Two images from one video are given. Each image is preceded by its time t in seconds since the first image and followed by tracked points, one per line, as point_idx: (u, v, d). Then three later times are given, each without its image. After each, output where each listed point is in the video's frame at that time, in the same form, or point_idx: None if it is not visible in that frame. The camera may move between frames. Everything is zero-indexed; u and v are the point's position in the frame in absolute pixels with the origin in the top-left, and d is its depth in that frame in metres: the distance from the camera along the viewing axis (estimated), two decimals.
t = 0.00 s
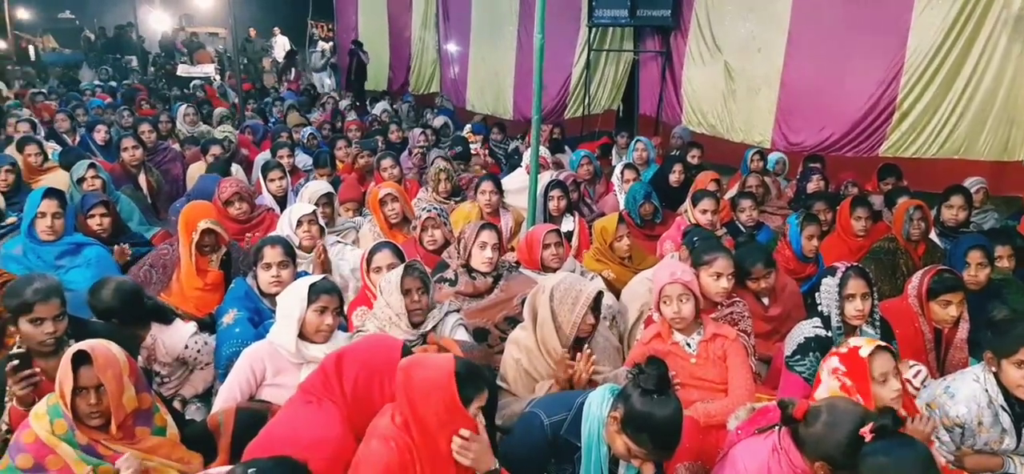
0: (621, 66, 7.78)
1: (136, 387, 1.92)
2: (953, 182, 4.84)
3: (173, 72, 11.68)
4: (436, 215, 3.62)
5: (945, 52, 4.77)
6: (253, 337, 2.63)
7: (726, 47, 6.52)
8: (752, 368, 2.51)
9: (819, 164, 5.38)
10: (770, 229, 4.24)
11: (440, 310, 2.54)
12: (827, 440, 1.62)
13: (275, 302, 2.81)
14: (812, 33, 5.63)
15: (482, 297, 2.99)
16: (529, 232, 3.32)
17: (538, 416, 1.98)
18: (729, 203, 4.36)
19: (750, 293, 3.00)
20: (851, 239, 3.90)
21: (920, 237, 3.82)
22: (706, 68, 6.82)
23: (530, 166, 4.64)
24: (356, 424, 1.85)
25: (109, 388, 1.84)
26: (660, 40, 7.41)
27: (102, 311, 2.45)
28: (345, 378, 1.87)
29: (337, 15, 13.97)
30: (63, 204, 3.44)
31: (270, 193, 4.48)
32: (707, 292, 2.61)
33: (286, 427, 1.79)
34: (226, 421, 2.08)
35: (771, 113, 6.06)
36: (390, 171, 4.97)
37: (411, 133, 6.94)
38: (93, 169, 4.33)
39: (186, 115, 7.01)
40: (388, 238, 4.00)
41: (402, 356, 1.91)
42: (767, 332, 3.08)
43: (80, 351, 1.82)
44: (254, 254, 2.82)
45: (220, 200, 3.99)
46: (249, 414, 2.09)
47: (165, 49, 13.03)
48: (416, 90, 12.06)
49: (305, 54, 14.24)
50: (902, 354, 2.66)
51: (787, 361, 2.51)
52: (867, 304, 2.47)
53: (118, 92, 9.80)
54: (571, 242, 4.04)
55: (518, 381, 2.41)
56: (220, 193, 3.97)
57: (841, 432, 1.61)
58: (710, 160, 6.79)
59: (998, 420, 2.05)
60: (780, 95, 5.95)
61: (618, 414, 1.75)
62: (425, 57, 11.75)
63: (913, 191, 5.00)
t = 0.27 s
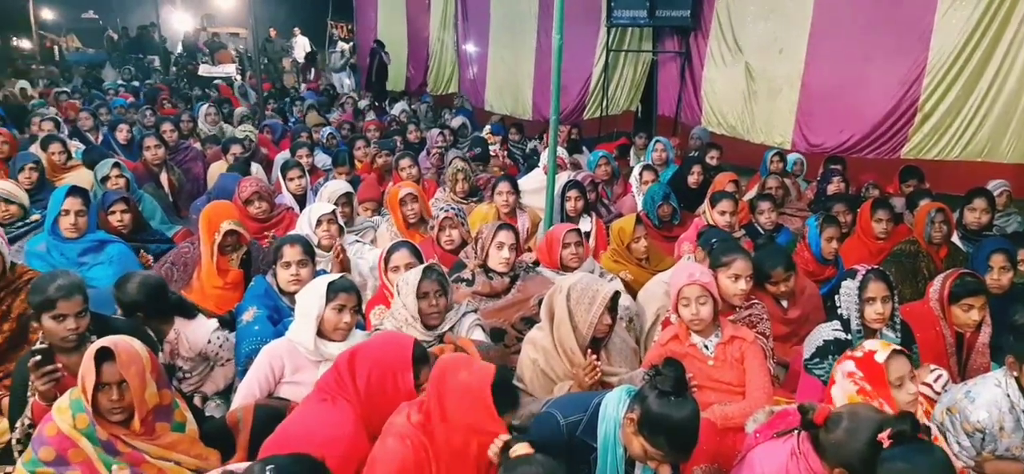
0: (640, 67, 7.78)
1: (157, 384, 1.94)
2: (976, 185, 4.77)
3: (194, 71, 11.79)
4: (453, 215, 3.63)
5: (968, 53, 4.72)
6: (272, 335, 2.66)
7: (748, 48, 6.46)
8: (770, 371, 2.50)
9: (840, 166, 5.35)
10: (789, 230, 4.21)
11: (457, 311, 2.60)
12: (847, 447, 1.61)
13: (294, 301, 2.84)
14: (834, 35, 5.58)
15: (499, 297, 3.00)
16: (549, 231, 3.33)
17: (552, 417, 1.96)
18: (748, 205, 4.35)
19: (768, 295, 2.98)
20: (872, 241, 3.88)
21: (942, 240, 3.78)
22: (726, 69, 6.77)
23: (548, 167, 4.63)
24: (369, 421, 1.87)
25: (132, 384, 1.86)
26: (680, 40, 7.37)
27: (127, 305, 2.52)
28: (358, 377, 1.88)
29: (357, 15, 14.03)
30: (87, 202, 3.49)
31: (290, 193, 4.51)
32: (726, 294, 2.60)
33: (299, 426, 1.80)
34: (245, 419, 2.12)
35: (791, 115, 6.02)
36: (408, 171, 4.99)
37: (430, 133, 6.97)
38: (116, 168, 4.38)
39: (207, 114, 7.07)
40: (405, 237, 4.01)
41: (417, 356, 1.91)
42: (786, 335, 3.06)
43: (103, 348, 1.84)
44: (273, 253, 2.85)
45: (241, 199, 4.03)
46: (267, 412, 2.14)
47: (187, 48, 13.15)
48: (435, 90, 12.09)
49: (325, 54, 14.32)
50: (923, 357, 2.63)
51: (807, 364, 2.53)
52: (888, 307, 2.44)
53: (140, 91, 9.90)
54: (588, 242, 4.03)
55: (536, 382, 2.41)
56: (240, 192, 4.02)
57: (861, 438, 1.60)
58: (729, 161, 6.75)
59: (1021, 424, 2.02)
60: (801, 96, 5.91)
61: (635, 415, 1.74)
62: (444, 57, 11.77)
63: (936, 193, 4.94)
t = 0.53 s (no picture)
0: (653, 67, 7.75)
1: (172, 381, 1.95)
2: (994, 186, 4.72)
3: (209, 71, 11.87)
4: (466, 215, 3.64)
5: (985, 53, 4.67)
6: (285, 333, 2.68)
7: (763, 49, 6.42)
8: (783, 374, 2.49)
9: (854, 167, 5.32)
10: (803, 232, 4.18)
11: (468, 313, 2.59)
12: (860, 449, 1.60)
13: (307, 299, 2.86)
14: (850, 35, 5.55)
15: (511, 297, 3.01)
16: (571, 228, 3.33)
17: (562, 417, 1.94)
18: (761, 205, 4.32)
19: (781, 297, 2.97)
20: (886, 243, 3.85)
21: (958, 242, 3.76)
22: (741, 69, 6.74)
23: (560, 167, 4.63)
24: (365, 417, 1.91)
25: (147, 382, 1.89)
26: (693, 40, 7.34)
27: (145, 299, 2.54)
28: (352, 373, 1.91)
29: (371, 15, 14.08)
30: (103, 201, 3.52)
31: (304, 192, 4.53)
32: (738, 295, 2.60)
33: (299, 423, 1.81)
34: (258, 416, 2.12)
35: (806, 116, 5.99)
36: (421, 171, 5.00)
37: (443, 133, 6.99)
38: (131, 167, 4.42)
39: (222, 114, 7.12)
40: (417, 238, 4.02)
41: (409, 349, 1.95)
42: (798, 337, 3.04)
43: (120, 345, 1.87)
44: (287, 253, 2.86)
45: (255, 198, 4.06)
46: (280, 410, 2.14)
47: (202, 48, 13.25)
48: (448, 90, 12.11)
49: (339, 54, 14.37)
50: (938, 360, 2.62)
51: (820, 366, 2.47)
52: (902, 310, 2.44)
53: (156, 91, 9.98)
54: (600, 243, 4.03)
55: (547, 382, 2.41)
56: (255, 191, 4.03)
57: (874, 441, 1.59)
58: (742, 162, 6.72)
59: None
60: (816, 97, 5.88)
61: (647, 416, 1.74)
62: (458, 57, 11.79)
63: (953, 195, 4.89)
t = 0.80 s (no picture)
0: (669, 67, 7.73)
1: (189, 378, 1.98)
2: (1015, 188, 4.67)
3: (228, 71, 11.97)
4: (481, 215, 3.65)
5: (1008, 54, 4.63)
6: (301, 332, 2.70)
7: (783, 49, 6.36)
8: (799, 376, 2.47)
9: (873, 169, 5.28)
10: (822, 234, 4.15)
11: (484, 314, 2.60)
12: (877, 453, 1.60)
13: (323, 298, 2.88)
14: (870, 36, 5.50)
15: (526, 298, 3.01)
16: (592, 228, 3.33)
17: (578, 417, 1.93)
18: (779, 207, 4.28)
19: (797, 299, 2.95)
20: (905, 246, 3.83)
21: (977, 245, 3.72)
22: (760, 70, 6.69)
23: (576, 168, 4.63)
24: (361, 409, 1.90)
25: (165, 377, 1.91)
26: (711, 41, 7.31)
27: (167, 293, 2.52)
28: (342, 367, 1.90)
29: (388, 16, 14.14)
30: (123, 199, 3.56)
31: (321, 192, 4.56)
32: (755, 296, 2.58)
33: (296, 423, 1.83)
34: (275, 413, 2.16)
35: (825, 117, 5.95)
36: (437, 171, 5.02)
37: (459, 133, 7.01)
38: (151, 166, 4.46)
39: (240, 113, 7.18)
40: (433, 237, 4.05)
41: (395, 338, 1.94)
42: (815, 340, 3.02)
43: (138, 341, 1.90)
44: (303, 252, 2.88)
45: (273, 198, 4.10)
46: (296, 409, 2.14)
47: (221, 48, 13.35)
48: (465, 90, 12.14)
49: (356, 55, 14.44)
50: (957, 364, 2.60)
51: (837, 369, 2.47)
52: (920, 313, 2.42)
53: (176, 90, 10.08)
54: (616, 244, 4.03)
55: (560, 383, 2.40)
56: (273, 190, 4.10)
57: (892, 445, 1.58)
58: (760, 164, 6.69)
59: None
60: (836, 98, 5.83)
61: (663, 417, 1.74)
62: (474, 58, 11.81)
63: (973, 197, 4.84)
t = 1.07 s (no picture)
0: (681, 68, 7.75)
1: (200, 377, 1.99)
2: None
3: (241, 72, 12.05)
4: (492, 215, 3.65)
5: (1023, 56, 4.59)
6: (312, 331, 2.71)
7: (798, 50, 6.32)
8: (810, 378, 2.46)
9: (886, 171, 5.25)
10: (834, 236, 4.13)
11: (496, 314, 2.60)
12: (890, 459, 1.59)
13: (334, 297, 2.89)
14: (885, 37, 5.47)
15: (536, 298, 3.01)
16: (604, 229, 3.33)
17: (589, 417, 1.93)
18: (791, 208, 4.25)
19: (809, 301, 2.94)
20: (918, 248, 3.80)
21: (991, 248, 3.67)
22: (774, 71, 6.65)
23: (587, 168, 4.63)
24: (360, 403, 1.91)
25: (175, 376, 1.92)
26: (723, 42, 7.28)
27: (186, 284, 2.58)
28: (337, 363, 1.90)
29: (400, 17, 14.19)
30: (136, 198, 3.59)
31: (332, 192, 4.58)
32: (766, 297, 2.57)
33: (297, 422, 1.84)
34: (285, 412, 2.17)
35: (839, 118, 5.92)
36: (449, 171, 5.03)
37: (469, 134, 7.03)
38: (165, 166, 4.49)
39: (253, 114, 7.23)
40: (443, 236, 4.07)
41: (388, 330, 1.94)
42: (826, 342, 3.01)
43: (148, 340, 1.90)
44: (315, 251, 2.90)
45: (285, 197, 4.12)
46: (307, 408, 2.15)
47: (234, 49, 13.43)
48: (476, 91, 12.16)
49: (367, 55, 14.50)
50: (968, 366, 2.58)
51: (848, 372, 2.44)
52: (933, 316, 2.40)
53: (189, 90, 10.15)
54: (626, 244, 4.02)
55: (570, 383, 2.40)
56: (286, 190, 4.13)
57: (905, 451, 1.58)
58: (772, 165, 6.66)
59: None
60: (850, 99, 5.81)
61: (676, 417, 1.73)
62: (485, 58, 11.83)
63: (986, 200, 4.81)
